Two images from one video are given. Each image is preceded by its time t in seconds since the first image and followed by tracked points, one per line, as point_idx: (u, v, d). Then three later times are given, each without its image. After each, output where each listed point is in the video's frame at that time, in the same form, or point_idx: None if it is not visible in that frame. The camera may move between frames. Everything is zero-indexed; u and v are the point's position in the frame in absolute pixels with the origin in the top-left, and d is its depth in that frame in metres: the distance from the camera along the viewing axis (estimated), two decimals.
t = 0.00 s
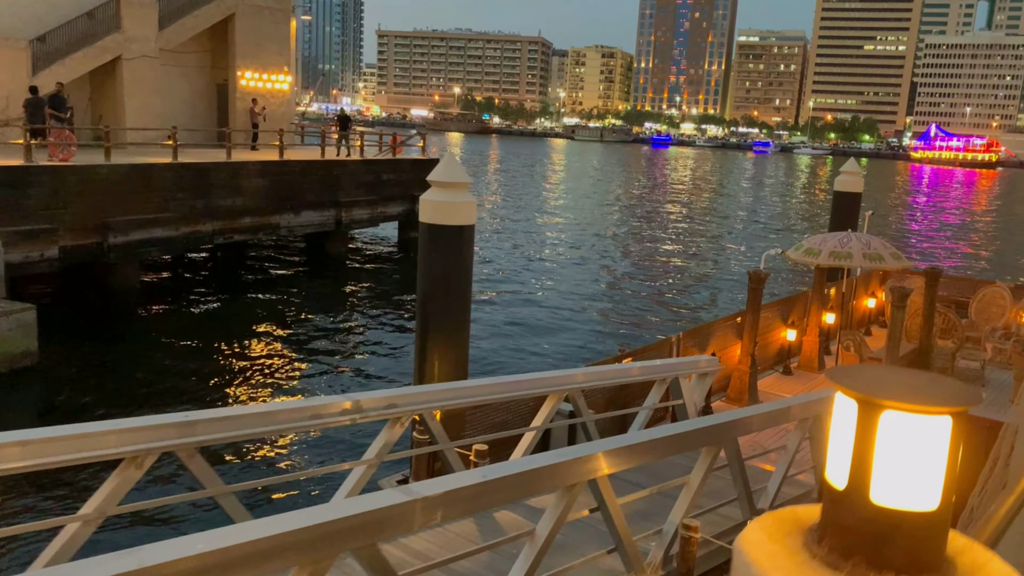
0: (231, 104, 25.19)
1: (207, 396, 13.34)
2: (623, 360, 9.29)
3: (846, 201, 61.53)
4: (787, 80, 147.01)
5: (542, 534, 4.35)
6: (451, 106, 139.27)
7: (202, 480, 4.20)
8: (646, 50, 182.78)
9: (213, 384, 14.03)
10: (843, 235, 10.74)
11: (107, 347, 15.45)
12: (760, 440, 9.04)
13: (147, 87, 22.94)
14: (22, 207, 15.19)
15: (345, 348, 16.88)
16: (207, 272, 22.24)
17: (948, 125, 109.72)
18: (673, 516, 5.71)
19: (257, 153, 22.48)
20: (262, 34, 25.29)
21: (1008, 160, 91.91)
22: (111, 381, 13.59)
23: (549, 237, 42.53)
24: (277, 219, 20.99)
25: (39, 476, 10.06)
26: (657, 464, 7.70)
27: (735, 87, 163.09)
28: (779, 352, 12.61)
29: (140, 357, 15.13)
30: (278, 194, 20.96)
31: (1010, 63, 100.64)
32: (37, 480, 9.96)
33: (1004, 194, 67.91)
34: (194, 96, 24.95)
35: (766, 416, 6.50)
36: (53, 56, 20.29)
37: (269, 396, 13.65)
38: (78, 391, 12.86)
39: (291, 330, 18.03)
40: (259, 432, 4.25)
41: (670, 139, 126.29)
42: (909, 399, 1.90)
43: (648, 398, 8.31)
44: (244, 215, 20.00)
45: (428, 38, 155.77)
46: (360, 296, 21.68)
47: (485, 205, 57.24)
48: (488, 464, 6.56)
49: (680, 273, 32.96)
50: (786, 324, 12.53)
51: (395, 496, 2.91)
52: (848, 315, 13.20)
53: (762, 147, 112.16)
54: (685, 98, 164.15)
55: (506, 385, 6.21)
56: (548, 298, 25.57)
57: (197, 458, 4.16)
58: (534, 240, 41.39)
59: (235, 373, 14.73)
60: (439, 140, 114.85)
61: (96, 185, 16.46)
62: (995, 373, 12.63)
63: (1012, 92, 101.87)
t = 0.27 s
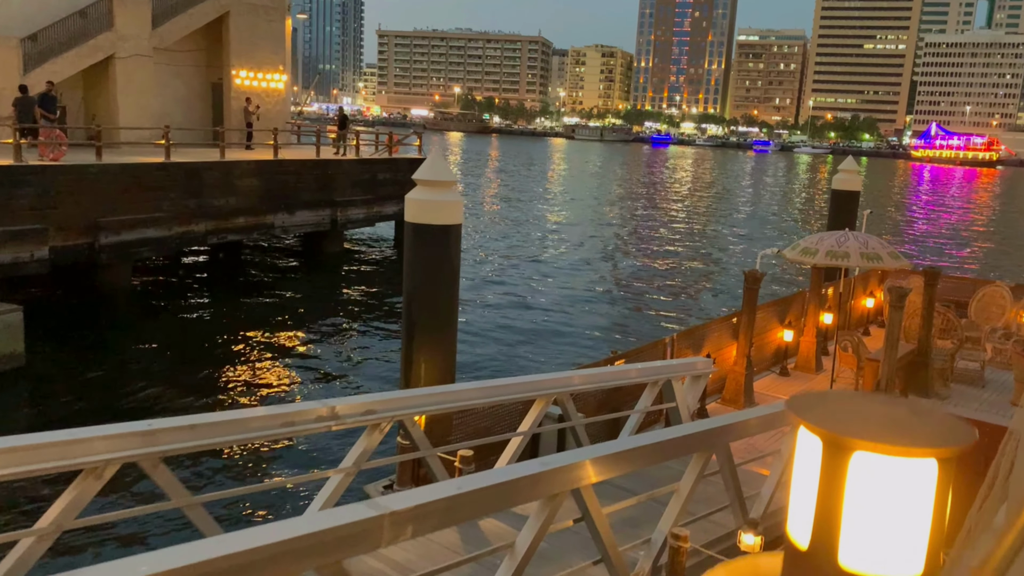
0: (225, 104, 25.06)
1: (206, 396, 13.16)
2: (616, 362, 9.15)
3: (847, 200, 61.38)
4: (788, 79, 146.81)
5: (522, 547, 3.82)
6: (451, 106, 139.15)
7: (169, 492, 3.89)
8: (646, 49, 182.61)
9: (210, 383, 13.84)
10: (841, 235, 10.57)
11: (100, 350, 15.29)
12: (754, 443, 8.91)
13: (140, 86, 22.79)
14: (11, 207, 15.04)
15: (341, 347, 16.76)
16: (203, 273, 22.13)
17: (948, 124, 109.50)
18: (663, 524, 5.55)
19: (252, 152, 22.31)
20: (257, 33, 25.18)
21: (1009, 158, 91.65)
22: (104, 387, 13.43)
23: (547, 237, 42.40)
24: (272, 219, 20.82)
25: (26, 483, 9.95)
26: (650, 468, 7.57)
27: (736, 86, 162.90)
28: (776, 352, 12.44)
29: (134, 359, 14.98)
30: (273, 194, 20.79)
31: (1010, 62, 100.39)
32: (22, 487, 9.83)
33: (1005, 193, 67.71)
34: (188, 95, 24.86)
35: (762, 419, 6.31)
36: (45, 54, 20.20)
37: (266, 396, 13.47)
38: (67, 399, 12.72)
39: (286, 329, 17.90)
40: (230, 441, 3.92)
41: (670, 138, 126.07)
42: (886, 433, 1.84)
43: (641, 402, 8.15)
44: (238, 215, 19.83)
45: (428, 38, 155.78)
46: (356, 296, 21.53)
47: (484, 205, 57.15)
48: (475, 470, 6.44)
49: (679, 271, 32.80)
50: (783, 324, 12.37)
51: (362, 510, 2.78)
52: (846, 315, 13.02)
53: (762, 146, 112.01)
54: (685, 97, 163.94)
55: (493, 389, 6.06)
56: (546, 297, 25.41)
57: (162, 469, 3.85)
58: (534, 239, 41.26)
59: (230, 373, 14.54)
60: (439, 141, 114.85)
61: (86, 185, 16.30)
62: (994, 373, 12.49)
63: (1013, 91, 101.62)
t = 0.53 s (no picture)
0: (221, 102, 24.92)
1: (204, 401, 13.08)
2: (606, 365, 9.04)
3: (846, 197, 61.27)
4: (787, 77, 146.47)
5: (499, 564, 3.71)
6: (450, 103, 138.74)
7: (131, 506, 3.78)
8: (646, 47, 182.21)
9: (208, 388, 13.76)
10: (836, 234, 10.43)
11: (95, 353, 15.22)
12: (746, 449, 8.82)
13: (134, 84, 22.69)
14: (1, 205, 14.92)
15: (336, 349, 16.70)
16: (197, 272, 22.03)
17: (948, 121, 109.21)
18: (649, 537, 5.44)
19: (247, 151, 22.22)
20: (251, 30, 25.10)
21: (1009, 156, 91.36)
22: (95, 391, 13.34)
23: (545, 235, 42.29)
24: (266, 218, 20.68)
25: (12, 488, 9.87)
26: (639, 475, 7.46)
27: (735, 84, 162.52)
28: (772, 353, 12.31)
29: (130, 362, 14.93)
30: (267, 193, 20.65)
31: (1010, 59, 100.11)
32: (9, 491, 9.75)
33: (1004, 191, 67.47)
34: (183, 93, 24.77)
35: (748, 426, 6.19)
36: (38, 52, 20.14)
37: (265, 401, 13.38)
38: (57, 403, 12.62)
39: (280, 330, 17.80)
40: (196, 454, 3.77)
41: (670, 135, 125.75)
42: (837, 518, 1.99)
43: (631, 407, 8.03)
44: (232, 213, 19.69)
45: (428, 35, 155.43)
46: (350, 295, 21.41)
47: (483, 203, 56.99)
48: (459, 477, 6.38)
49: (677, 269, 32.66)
50: (778, 325, 12.27)
51: (325, 530, 2.70)
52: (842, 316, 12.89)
53: (762, 143, 111.73)
54: (684, 95, 163.61)
55: (474, 395, 6.00)
56: (544, 294, 25.30)
57: (124, 481, 3.73)
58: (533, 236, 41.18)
59: (227, 377, 14.46)
60: (438, 138, 114.72)
61: (78, 183, 16.17)
62: (992, 374, 12.41)
63: (1013, 88, 101.34)
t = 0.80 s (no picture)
0: (214, 100, 25.05)
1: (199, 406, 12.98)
2: (594, 369, 8.85)
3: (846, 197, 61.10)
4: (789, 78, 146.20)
5: None
6: (451, 104, 138.64)
7: (85, 517, 3.44)
8: (647, 47, 182.00)
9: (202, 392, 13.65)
10: (830, 236, 10.26)
11: (86, 357, 15.05)
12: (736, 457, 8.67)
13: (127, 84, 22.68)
14: None
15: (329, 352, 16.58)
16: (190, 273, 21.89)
17: (950, 122, 108.85)
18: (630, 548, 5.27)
19: (240, 150, 22.07)
20: (245, 29, 25.22)
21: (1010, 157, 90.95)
22: (83, 395, 13.23)
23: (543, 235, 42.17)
24: (259, 218, 20.51)
25: None
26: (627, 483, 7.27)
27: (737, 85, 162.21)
28: (766, 356, 12.13)
29: (122, 367, 14.76)
30: (260, 193, 20.48)
31: (1012, 60, 99.73)
32: None
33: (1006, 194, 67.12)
34: (176, 91, 24.96)
35: (733, 434, 6.01)
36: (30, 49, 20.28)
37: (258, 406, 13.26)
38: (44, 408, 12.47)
39: (272, 332, 17.68)
40: (159, 463, 3.45)
41: (670, 136, 125.59)
42: None
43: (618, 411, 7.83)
44: (224, 214, 19.53)
45: (428, 35, 155.47)
46: (344, 296, 21.27)
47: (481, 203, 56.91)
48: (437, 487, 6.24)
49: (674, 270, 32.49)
50: (773, 328, 12.09)
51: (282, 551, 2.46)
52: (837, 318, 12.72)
53: (762, 144, 111.57)
54: (686, 96, 163.33)
55: (454, 400, 5.80)
56: (540, 294, 25.14)
57: (78, 490, 3.40)
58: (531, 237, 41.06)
59: (220, 381, 14.32)
60: (438, 139, 114.78)
61: (67, 183, 16.04)
62: (989, 378, 12.23)
63: (1014, 89, 100.93)
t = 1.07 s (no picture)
0: (207, 99, 25.00)
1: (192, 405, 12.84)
2: (581, 373, 8.69)
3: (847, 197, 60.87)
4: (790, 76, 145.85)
5: None
6: (451, 103, 138.46)
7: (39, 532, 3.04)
8: (648, 47, 181.65)
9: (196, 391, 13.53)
10: (823, 237, 10.11)
11: (77, 357, 14.93)
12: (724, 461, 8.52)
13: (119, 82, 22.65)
14: None
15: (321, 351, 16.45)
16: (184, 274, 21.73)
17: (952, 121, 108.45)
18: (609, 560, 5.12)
19: (234, 150, 21.93)
20: (238, 27, 25.19)
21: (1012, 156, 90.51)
22: (71, 395, 13.11)
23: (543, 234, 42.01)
24: (251, 218, 20.35)
25: None
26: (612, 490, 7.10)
27: (738, 84, 161.83)
28: (759, 358, 11.97)
29: (113, 367, 14.61)
30: (251, 192, 20.33)
31: (1014, 59, 99.34)
32: None
33: (1008, 193, 66.76)
34: (169, 90, 24.93)
35: (723, 440, 5.83)
36: (20, 47, 20.27)
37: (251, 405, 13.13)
38: (32, 409, 12.36)
39: (265, 331, 17.55)
40: (118, 473, 3.27)
41: (671, 135, 125.39)
42: None
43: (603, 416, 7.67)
44: (215, 213, 19.39)
45: (429, 35, 155.39)
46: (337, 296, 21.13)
47: (481, 202, 56.77)
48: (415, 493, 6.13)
49: (672, 269, 32.31)
50: (766, 330, 11.93)
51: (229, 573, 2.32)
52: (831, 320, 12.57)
53: (763, 144, 111.34)
54: (687, 95, 162.99)
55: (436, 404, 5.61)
56: (536, 293, 24.98)
57: (28, 505, 3.15)
58: (530, 236, 40.95)
59: (213, 380, 14.21)
60: (439, 139, 114.69)
61: (54, 182, 15.94)
62: (985, 380, 12.05)
63: (1016, 88, 100.49)
